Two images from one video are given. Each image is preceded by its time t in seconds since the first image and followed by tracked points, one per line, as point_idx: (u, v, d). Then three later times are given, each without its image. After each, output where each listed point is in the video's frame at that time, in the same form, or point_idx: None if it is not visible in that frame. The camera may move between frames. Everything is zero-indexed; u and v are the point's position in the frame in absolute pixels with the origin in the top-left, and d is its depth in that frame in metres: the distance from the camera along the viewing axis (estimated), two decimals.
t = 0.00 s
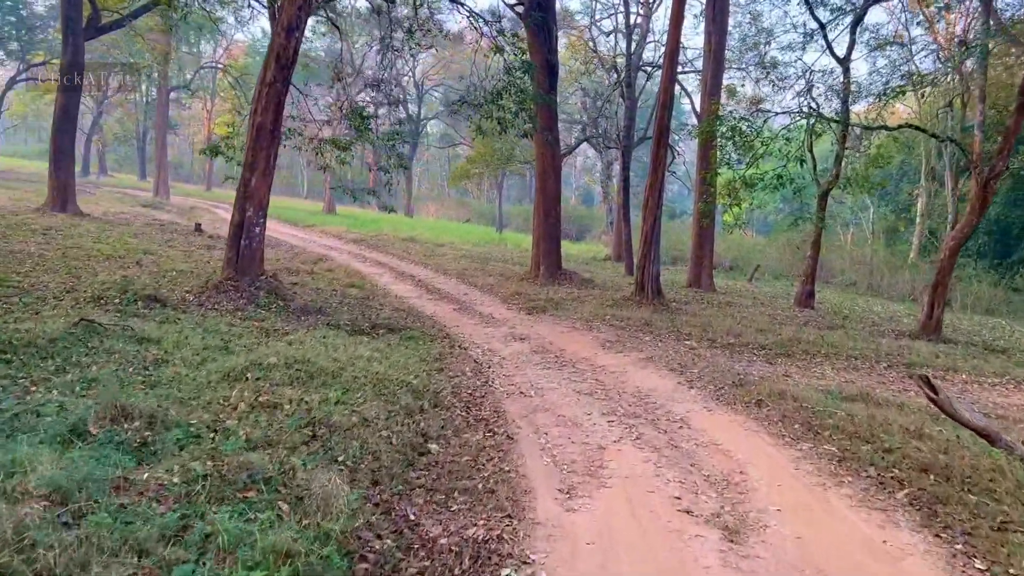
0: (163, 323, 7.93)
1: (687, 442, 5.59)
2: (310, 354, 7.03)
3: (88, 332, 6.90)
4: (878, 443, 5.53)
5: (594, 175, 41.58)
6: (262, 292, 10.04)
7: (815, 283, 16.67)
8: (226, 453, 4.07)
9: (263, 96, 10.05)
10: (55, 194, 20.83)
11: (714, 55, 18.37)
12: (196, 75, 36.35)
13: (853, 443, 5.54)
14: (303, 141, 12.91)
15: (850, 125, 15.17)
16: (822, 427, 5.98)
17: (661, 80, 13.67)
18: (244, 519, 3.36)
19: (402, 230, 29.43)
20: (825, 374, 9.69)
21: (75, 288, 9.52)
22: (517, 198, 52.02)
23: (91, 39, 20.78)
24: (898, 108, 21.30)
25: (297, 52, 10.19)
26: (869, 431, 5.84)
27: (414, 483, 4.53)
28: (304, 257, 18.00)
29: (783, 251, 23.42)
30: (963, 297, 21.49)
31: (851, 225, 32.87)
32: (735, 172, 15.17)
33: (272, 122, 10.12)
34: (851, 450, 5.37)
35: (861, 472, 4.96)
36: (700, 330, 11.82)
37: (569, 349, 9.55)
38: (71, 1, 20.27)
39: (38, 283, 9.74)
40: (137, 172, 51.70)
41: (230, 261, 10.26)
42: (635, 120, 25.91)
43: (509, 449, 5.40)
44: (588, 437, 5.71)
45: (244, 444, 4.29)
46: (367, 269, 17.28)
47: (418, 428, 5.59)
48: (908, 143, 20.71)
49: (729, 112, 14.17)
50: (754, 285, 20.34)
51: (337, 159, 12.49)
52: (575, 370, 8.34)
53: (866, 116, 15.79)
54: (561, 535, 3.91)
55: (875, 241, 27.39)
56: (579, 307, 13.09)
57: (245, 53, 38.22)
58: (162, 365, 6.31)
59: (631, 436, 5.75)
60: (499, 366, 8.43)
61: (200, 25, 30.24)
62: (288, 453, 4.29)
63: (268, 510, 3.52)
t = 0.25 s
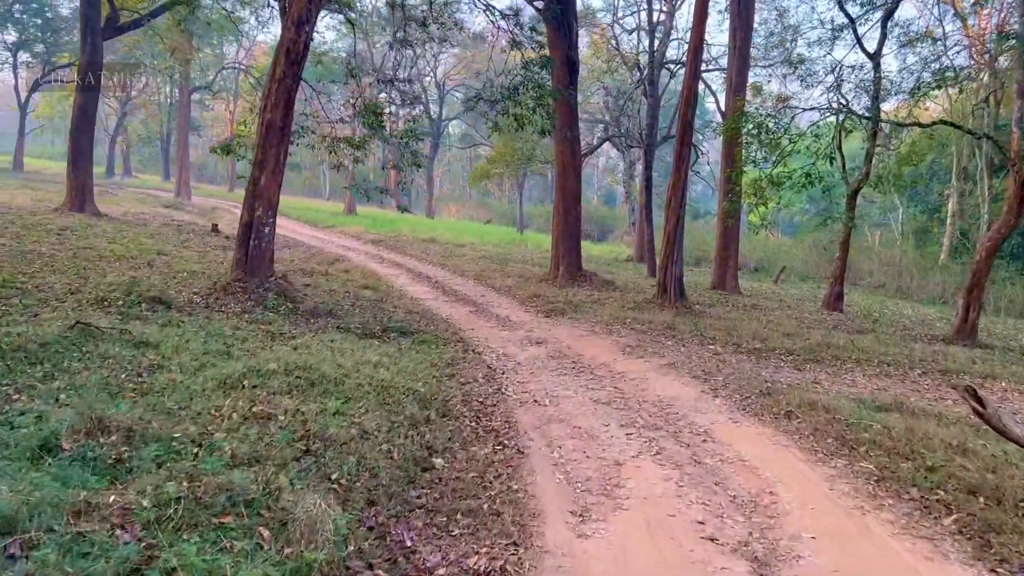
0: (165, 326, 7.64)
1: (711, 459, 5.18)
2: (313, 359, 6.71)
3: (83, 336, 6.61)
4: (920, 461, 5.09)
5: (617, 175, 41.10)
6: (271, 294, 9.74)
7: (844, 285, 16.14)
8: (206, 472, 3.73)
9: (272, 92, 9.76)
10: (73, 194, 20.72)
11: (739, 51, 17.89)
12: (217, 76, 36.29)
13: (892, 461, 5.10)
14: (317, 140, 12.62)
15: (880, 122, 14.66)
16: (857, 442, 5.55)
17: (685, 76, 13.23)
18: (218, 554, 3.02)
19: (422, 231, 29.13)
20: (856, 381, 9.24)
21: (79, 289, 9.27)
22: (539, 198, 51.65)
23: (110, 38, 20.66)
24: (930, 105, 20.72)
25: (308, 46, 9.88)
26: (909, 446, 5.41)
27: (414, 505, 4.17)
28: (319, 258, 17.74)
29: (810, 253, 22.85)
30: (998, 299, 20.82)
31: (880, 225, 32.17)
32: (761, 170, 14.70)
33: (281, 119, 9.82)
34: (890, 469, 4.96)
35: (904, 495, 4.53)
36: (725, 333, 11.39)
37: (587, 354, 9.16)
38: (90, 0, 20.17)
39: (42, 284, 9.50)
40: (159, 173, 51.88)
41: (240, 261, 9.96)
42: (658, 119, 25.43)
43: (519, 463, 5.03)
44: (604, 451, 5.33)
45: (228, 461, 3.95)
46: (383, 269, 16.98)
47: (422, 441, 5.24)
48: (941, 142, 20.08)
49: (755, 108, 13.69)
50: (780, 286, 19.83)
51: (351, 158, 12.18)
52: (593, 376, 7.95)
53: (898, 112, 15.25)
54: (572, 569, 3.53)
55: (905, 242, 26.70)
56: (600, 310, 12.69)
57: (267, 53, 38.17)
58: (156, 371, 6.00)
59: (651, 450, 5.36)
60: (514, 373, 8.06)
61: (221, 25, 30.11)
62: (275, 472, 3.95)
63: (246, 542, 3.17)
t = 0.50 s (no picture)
0: (167, 331, 7.31)
1: (743, 481, 4.74)
2: (318, 367, 6.34)
3: (77, 341, 6.29)
4: (975, 485, 4.60)
5: (643, 175, 40.53)
6: (282, 296, 9.40)
7: (879, 288, 15.54)
8: (179, 499, 3.34)
9: (284, 87, 9.43)
10: (94, 193, 20.62)
11: (770, 47, 17.32)
12: (242, 77, 36.19)
13: (944, 486, 4.62)
14: (333, 139, 12.29)
15: (917, 119, 14.07)
16: (903, 462, 5.06)
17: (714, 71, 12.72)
18: None
19: (445, 232, 28.78)
20: (896, 391, 8.71)
21: (84, 291, 8.98)
22: (565, 199, 51.16)
23: (131, 38, 20.51)
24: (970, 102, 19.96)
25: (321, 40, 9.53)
26: (961, 468, 4.92)
27: (413, 533, 3.77)
28: (339, 258, 17.43)
29: (843, 255, 22.19)
30: None
31: (915, 226, 31.31)
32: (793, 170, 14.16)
33: (294, 115, 9.49)
34: (943, 495, 4.47)
35: (960, 528, 4.05)
36: (754, 339, 10.90)
37: (610, 361, 8.71)
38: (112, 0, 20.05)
39: (48, 285, 9.23)
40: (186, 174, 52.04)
41: (250, 263, 9.65)
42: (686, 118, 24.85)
43: (532, 485, 4.61)
44: (626, 470, 4.89)
45: (205, 484, 3.57)
46: (403, 271, 16.63)
47: (428, 459, 4.84)
48: (981, 141, 19.35)
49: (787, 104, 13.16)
50: (812, 289, 19.22)
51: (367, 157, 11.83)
52: (615, 386, 7.51)
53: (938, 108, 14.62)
54: None
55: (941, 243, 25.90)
56: (623, 313, 12.24)
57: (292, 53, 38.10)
58: (150, 380, 5.66)
59: (677, 471, 4.92)
60: (531, 381, 7.64)
61: (245, 26, 29.93)
62: (259, 497, 3.56)
63: None
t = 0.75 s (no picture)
0: (168, 335, 7.09)
1: (764, 501, 4.40)
2: (318, 373, 6.07)
3: (70, 346, 6.06)
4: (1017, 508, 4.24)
5: (667, 176, 40.04)
6: (291, 298, 9.15)
7: (909, 291, 15.05)
8: (145, 523, 3.08)
9: (293, 85, 9.20)
10: (113, 194, 20.58)
11: (795, 43, 16.88)
12: (264, 78, 36.19)
13: (984, 508, 4.26)
14: (347, 139, 12.06)
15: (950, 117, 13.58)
16: (939, 482, 4.70)
17: (737, 68, 12.34)
18: None
19: (465, 233, 28.52)
20: (928, 400, 8.30)
21: (89, 293, 8.78)
22: (588, 200, 50.76)
23: (150, 38, 20.44)
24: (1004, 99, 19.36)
25: (331, 36, 9.29)
26: (1003, 488, 4.55)
27: (404, 559, 3.49)
28: (355, 260, 17.20)
29: (871, 256, 21.66)
30: None
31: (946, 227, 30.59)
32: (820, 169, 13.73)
33: (303, 113, 9.25)
34: (984, 519, 4.11)
35: (1003, 557, 3.70)
36: (778, 344, 10.52)
37: (626, 368, 8.38)
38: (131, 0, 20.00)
39: (52, 287, 9.04)
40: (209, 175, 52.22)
41: (259, 266, 9.42)
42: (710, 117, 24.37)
43: (536, 504, 4.31)
44: (639, 488, 4.58)
45: (178, 506, 3.31)
46: (419, 272, 16.37)
47: (428, 473, 4.56)
48: (1015, 139, 18.76)
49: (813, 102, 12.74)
50: (839, 292, 18.74)
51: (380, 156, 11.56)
52: (631, 394, 7.18)
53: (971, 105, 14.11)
54: None
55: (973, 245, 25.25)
56: (643, 317, 11.90)
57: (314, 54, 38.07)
58: (140, 387, 5.41)
59: (694, 489, 4.59)
60: (544, 390, 7.33)
61: (266, 26, 29.89)
62: (235, 521, 3.29)
63: None
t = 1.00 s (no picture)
0: (168, 339, 6.83)
1: (792, 528, 4.02)
2: (320, 382, 5.77)
3: (63, 352, 5.81)
4: None
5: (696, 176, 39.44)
6: (301, 301, 8.88)
7: (946, 295, 14.47)
8: (99, 555, 2.78)
9: (305, 81, 8.91)
10: (135, 195, 20.53)
11: (828, 39, 16.32)
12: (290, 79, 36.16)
13: None
14: (364, 138, 11.79)
15: (990, 113, 13.01)
16: (987, 507, 4.27)
17: (767, 63, 11.87)
18: None
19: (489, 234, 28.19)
20: (969, 411, 7.82)
21: (95, 295, 8.56)
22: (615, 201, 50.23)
23: (172, 39, 20.34)
24: None
25: (343, 31, 8.99)
26: None
27: None
28: (375, 261, 16.94)
29: (906, 258, 21.01)
30: None
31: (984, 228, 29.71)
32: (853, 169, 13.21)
33: (314, 110, 8.97)
34: None
35: None
36: (809, 350, 10.06)
37: (648, 375, 7.98)
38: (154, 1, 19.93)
39: (58, 289, 8.84)
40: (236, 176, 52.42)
41: (269, 267, 9.15)
42: (740, 116, 23.80)
43: (543, 529, 3.95)
44: (655, 511, 4.21)
45: (138, 534, 3.00)
46: (439, 274, 16.08)
47: (427, 493, 4.22)
48: None
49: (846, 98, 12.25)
50: (873, 295, 18.14)
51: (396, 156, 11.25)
52: (651, 404, 6.80)
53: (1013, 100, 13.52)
54: None
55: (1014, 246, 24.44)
56: (667, 321, 11.49)
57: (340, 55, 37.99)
58: (130, 396, 5.13)
59: (716, 514, 4.21)
60: (559, 399, 6.96)
61: (292, 27, 29.80)
62: (203, 550, 2.98)
63: None
